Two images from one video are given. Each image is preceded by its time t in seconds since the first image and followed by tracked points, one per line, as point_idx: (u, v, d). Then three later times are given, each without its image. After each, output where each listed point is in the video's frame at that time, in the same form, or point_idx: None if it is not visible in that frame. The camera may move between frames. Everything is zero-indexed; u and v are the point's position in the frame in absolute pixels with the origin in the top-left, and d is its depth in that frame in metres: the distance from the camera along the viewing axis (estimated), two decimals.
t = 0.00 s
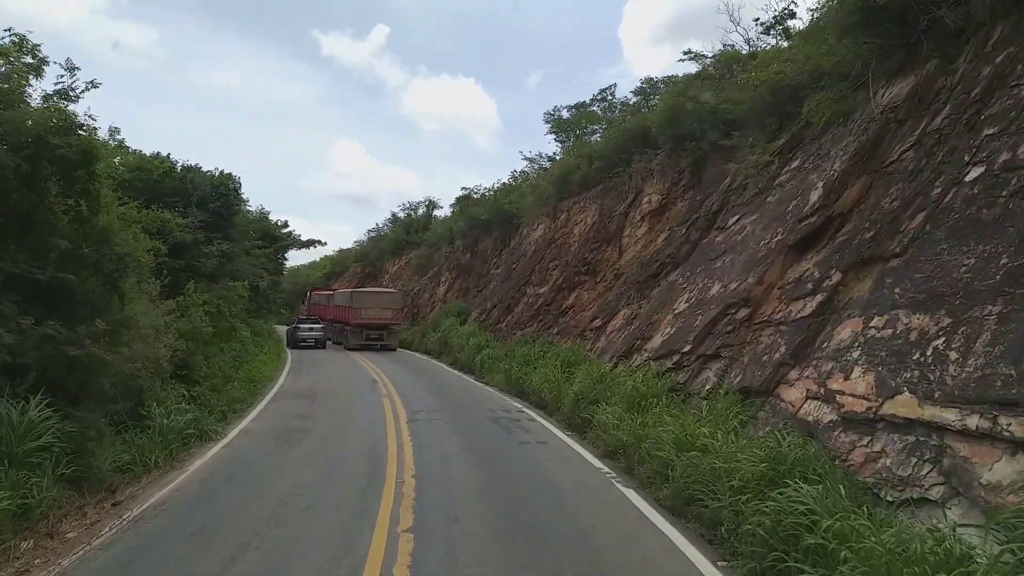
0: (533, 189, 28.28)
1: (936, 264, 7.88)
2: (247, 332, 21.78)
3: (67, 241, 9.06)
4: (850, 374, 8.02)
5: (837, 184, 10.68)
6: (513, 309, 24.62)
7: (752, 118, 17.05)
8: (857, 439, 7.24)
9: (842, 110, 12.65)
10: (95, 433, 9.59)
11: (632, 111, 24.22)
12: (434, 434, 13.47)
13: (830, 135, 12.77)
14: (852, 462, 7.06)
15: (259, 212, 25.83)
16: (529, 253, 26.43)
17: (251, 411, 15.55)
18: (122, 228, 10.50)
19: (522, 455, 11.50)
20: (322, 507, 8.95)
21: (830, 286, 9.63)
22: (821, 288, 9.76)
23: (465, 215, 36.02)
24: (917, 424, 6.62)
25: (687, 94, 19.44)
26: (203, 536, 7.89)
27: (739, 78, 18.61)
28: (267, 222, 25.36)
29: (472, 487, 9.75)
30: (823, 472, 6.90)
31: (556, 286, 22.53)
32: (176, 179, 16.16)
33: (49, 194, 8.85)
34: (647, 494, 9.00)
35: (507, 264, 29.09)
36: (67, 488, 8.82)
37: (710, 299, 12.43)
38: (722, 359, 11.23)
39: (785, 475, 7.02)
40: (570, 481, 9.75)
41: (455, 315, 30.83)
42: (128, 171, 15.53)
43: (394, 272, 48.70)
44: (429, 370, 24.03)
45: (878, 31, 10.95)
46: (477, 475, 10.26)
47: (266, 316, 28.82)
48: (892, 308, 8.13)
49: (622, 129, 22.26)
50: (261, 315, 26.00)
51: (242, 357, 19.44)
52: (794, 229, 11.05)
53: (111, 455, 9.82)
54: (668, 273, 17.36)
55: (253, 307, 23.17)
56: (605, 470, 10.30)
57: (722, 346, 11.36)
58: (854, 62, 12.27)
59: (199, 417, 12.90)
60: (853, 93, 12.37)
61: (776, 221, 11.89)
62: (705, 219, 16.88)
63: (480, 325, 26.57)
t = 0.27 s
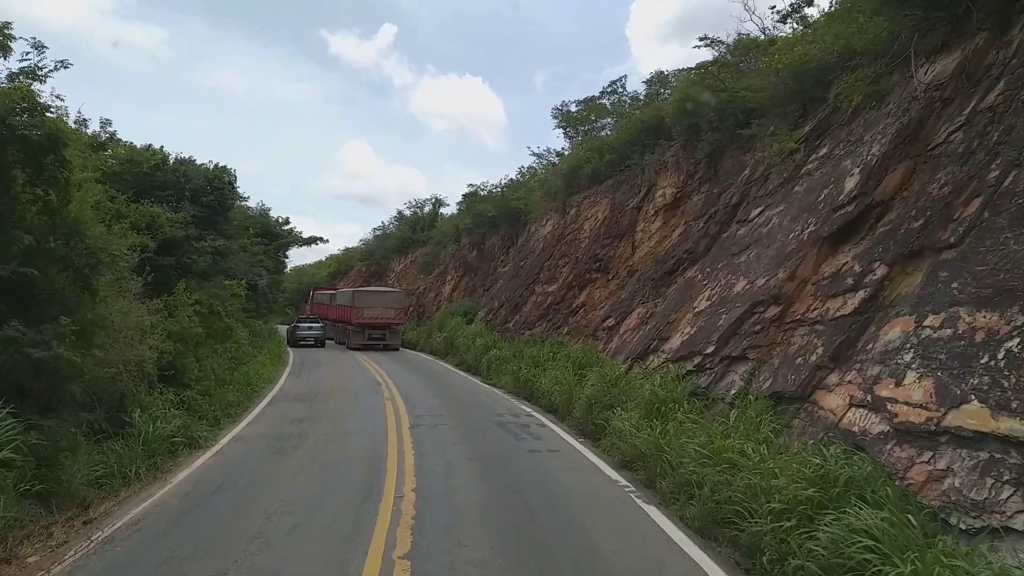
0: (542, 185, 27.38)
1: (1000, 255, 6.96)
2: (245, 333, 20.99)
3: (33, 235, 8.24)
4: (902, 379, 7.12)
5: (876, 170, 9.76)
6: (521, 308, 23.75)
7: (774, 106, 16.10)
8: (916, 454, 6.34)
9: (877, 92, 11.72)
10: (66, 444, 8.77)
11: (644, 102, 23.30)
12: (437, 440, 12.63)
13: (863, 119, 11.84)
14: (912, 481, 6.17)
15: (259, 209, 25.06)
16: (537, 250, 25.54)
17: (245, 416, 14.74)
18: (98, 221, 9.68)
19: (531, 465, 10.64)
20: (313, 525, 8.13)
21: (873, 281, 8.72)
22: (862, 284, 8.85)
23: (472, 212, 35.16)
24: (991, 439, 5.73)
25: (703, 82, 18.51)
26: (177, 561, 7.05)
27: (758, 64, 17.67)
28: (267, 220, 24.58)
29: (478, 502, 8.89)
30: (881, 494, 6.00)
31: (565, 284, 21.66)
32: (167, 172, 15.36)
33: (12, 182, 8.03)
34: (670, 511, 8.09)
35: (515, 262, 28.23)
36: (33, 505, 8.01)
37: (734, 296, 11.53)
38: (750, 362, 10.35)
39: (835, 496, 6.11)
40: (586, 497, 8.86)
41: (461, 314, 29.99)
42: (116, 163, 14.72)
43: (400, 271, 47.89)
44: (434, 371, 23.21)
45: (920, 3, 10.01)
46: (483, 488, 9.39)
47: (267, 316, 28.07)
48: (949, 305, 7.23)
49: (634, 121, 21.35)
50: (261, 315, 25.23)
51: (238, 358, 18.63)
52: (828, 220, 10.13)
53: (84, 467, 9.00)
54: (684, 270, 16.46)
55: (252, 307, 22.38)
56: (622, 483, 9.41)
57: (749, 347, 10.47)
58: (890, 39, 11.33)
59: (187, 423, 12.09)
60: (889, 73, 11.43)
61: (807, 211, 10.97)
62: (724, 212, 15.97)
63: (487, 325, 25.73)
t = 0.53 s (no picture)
0: (549, 183, 26.51)
1: None
2: (242, 339, 20.15)
3: None
4: (968, 393, 6.24)
5: (921, 158, 8.85)
6: (528, 311, 22.89)
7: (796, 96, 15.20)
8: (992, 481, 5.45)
9: (913, 76, 10.81)
10: (29, 463, 7.93)
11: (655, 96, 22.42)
12: (440, 453, 11.79)
13: (899, 105, 10.93)
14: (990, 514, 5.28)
15: (258, 210, 24.28)
16: (545, 251, 24.67)
17: (236, 427, 13.90)
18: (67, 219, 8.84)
19: (541, 481, 9.79)
20: (301, 549, 7.29)
21: (922, 280, 7.82)
22: (910, 283, 7.96)
23: (477, 213, 34.31)
24: None
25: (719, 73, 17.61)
26: None
27: (777, 53, 16.77)
28: (266, 221, 23.80)
29: (485, 524, 8.02)
30: (959, 530, 5.07)
31: (574, 286, 20.79)
32: (155, 170, 14.54)
33: None
34: (697, 537, 7.15)
35: (522, 263, 27.36)
36: None
37: (760, 297, 10.63)
38: (780, 370, 9.46)
39: (905, 532, 5.18)
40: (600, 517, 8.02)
41: (467, 318, 29.14)
42: (102, 160, 13.93)
43: (405, 274, 47.08)
44: (438, 377, 22.40)
45: None
46: (489, 507, 8.54)
47: (268, 321, 27.31)
48: (1020, 307, 6.32)
49: (646, 115, 20.46)
50: (260, 319, 24.47)
51: (232, 366, 17.78)
52: (867, 213, 9.23)
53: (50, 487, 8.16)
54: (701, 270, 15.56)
55: (249, 311, 21.61)
56: (642, 504, 8.50)
57: (779, 353, 9.57)
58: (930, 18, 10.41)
59: (172, 437, 11.25)
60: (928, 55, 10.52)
61: (840, 205, 10.07)
62: (743, 209, 15.07)
63: (492, 329, 24.87)
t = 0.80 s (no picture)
0: (556, 179, 25.64)
1: None
2: (238, 342, 19.36)
3: None
4: None
5: (975, 139, 7.97)
6: (536, 312, 22.03)
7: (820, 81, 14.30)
8: None
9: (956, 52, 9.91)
10: None
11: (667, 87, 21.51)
12: (443, 464, 10.98)
13: (941, 84, 10.03)
14: None
15: (256, 209, 23.51)
16: (552, 249, 23.79)
17: (228, 436, 13.08)
18: (31, 214, 8.05)
19: (553, 496, 8.96)
20: None
21: (982, 274, 6.95)
22: (968, 277, 7.08)
23: (483, 211, 33.46)
24: None
25: (736, 60, 16.72)
26: None
27: (798, 37, 15.86)
28: (264, 220, 23.03)
29: (491, 548, 7.17)
30: None
31: (583, 285, 19.93)
32: (142, 165, 13.73)
33: None
34: (726, 563, 6.24)
35: (528, 262, 26.50)
36: None
37: (791, 295, 9.76)
38: (815, 374, 8.60)
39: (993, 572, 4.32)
40: (617, 536, 7.22)
41: (472, 319, 28.30)
42: (85, 154, 13.15)
43: (410, 275, 46.29)
44: (443, 380, 21.60)
45: None
46: (496, 530, 7.72)
47: (268, 323, 26.56)
48: None
49: (658, 106, 19.57)
50: (260, 321, 23.72)
51: (227, 369, 16.97)
52: (912, 201, 8.36)
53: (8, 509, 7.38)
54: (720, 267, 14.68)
55: (247, 313, 20.85)
56: (664, 523, 7.61)
57: (813, 356, 8.69)
58: None
59: (154, 448, 10.45)
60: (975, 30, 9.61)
61: (881, 193, 9.18)
62: (765, 201, 14.18)
63: (499, 330, 24.03)
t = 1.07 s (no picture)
0: (567, 175, 24.75)
1: None
2: (236, 343, 18.59)
3: None
4: None
5: None
6: (546, 313, 21.14)
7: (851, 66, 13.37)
8: None
9: (1012, 25, 8.98)
10: None
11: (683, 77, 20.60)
12: (447, 477, 10.15)
13: (995, 61, 9.09)
14: None
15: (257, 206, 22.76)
16: (563, 247, 22.91)
17: (221, 445, 12.32)
18: None
19: (567, 516, 8.09)
20: None
21: None
22: None
23: (491, 209, 32.61)
24: None
25: (759, 45, 15.79)
26: None
27: (826, 20, 14.92)
28: (265, 218, 22.27)
29: None
30: None
31: (596, 285, 19.03)
32: (131, 157, 12.89)
33: None
34: None
35: (538, 261, 25.61)
36: None
37: (829, 294, 8.86)
38: (861, 381, 7.72)
39: None
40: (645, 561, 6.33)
41: (481, 320, 27.45)
42: (71, 145, 12.44)
43: (417, 275, 45.51)
44: (450, 383, 20.79)
45: None
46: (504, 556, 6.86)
47: (270, 324, 25.81)
48: None
49: (674, 96, 18.67)
50: (261, 322, 22.98)
51: (223, 372, 16.20)
52: (974, 188, 7.46)
53: None
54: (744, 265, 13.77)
55: (247, 314, 20.11)
56: (693, 549, 6.73)
57: (858, 363, 7.83)
58: None
59: (136, 460, 9.68)
60: None
61: (933, 180, 8.27)
62: (792, 194, 13.25)
63: (508, 331, 23.17)
